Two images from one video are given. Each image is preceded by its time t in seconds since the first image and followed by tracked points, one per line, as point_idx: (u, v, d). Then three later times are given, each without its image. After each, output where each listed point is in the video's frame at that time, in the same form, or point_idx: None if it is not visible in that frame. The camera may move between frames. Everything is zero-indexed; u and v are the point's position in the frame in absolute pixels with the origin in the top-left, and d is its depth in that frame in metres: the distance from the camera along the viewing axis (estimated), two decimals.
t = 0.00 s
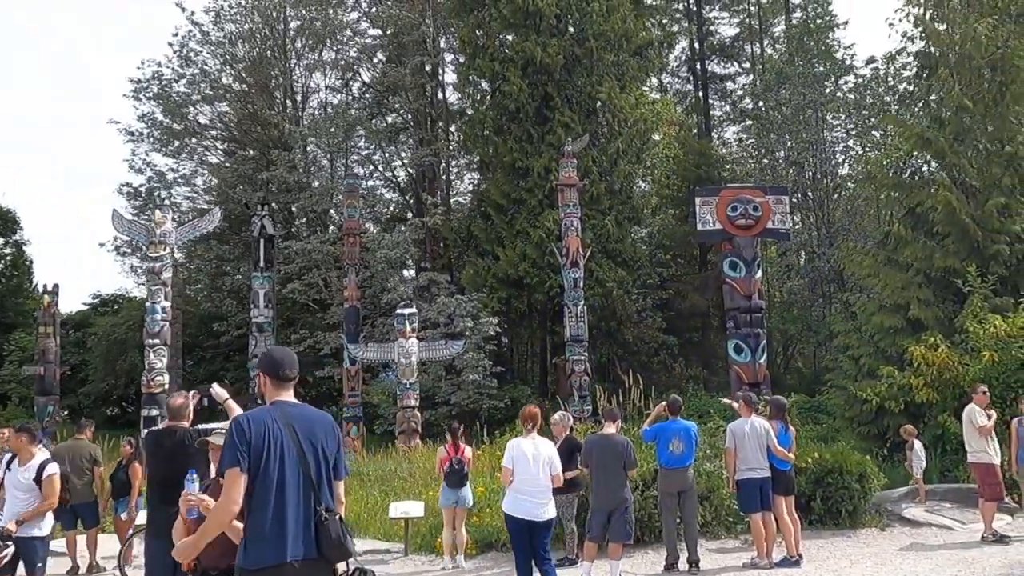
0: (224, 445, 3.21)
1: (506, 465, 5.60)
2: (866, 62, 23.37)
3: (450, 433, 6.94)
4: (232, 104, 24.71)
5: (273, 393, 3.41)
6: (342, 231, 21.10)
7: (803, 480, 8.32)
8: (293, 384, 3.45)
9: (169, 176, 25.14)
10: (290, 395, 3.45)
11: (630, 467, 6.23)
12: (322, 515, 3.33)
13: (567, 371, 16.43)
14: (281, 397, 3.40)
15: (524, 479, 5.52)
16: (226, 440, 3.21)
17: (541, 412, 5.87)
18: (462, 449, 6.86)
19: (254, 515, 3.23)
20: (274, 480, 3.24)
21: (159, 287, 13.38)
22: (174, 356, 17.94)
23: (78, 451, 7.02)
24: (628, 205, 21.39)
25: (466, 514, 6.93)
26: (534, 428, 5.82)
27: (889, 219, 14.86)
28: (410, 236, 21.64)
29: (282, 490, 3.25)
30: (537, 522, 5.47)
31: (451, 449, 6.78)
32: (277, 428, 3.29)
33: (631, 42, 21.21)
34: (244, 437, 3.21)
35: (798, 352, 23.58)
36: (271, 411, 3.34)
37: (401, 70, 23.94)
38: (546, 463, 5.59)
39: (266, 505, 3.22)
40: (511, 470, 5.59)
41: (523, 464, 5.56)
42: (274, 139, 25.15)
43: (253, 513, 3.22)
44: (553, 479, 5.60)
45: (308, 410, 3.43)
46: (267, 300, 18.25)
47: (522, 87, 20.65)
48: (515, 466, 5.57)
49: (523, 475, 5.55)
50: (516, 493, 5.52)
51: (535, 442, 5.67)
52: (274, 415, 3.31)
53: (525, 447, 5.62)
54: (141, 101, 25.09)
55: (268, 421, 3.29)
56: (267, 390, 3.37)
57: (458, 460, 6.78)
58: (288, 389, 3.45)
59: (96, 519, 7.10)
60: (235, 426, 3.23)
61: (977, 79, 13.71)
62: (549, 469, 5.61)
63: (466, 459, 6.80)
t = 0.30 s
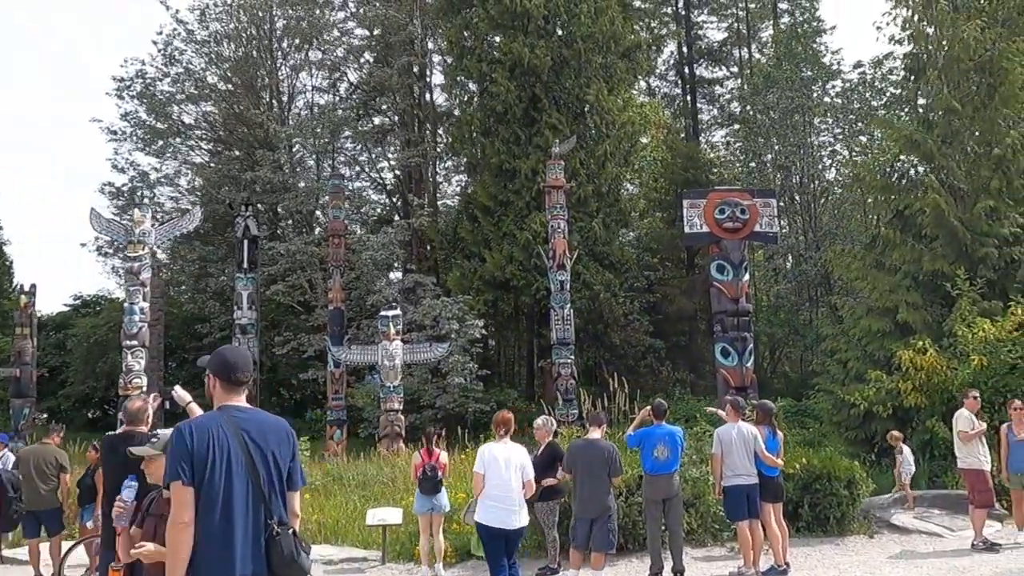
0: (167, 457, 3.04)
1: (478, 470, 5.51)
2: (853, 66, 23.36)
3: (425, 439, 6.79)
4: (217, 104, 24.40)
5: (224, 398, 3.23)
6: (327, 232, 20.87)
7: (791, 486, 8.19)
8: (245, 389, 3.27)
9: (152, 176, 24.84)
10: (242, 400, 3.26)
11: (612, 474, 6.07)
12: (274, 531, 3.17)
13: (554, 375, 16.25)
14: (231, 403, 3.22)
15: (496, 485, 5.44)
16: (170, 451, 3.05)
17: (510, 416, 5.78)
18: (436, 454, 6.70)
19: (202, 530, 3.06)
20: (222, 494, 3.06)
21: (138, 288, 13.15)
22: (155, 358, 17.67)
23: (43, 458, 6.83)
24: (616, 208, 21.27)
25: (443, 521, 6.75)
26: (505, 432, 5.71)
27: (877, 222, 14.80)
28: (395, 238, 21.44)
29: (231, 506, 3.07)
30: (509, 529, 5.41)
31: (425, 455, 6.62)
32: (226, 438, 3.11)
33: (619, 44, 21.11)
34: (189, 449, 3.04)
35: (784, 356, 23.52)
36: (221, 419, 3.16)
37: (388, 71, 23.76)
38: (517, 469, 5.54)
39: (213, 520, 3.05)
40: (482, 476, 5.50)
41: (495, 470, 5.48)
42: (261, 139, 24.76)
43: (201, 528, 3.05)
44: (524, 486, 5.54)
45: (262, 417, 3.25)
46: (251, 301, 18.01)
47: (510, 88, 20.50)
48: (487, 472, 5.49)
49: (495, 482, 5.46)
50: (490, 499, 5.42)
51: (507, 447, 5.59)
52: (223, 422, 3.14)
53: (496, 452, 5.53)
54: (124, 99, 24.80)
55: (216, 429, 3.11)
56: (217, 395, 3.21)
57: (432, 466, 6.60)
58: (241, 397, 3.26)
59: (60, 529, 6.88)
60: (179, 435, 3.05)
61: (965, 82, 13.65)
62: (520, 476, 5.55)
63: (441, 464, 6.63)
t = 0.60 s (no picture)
0: (78, 467, 2.79)
1: (446, 477, 5.31)
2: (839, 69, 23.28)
3: (398, 443, 6.64)
4: (201, 102, 24.03)
5: (143, 401, 3.00)
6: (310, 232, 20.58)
7: (775, 492, 8.01)
8: (170, 390, 3.05)
9: (132, 174, 24.47)
10: (166, 402, 3.04)
11: (588, 481, 5.87)
12: (201, 547, 2.96)
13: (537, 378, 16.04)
14: (154, 405, 2.99)
15: (465, 494, 5.26)
16: (81, 461, 2.79)
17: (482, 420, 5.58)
18: (409, 460, 6.54)
19: (118, 546, 2.83)
20: (142, 507, 2.84)
21: (112, 287, 12.86)
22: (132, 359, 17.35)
23: None
24: (602, 209, 21.13)
25: (415, 528, 6.60)
26: (475, 438, 5.50)
27: (864, 224, 14.67)
28: (379, 238, 21.20)
29: (154, 518, 2.85)
30: (476, 539, 5.24)
31: (397, 460, 6.46)
32: (144, 446, 2.88)
33: (605, 45, 20.95)
34: (103, 457, 2.80)
35: (770, 360, 23.41)
36: (140, 425, 2.92)
37: (373, 70, 23.51)
38: (486, 477, 5.35)
39: (131, 536, 2.83)
40: (450, 483, 5.30)
41: (465, 478, 5.29)
42: (244, 138, 24.44)
43: (117, 543, 2.83)
44: (492, 495, 5.36)
45: (189, 422, 3.04)
46: (232, 302, 17.73)
47: (496, 88, 20.30)
48: (455, 480, 5.30)
49: (463, 490, 5.28)
50: (457, 508, 5.25)
51: (478, 455, 5.40)
52: (142, 428, 2.91)
53: (465, 460, 5.33)
54: (105, 96, 24.45)
55: (133, 436, 2.88)
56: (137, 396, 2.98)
57: (403, 471, 6.45)
58: (163, 397, 3.03)
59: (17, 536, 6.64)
60: (92, 441, 2.81)
61: (953, 82, 13.50)
62: (489, 484, 5.36)
63: (412, 470, 6.47)
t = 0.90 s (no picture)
0: None
1: (430, 480, 5.08)
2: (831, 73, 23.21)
3: (380, 448, 6.45)
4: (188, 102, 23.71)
5: (73, 405, 2.80)
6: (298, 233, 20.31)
7: (771, 498, 7.81)
8: (102, 394, 2.84)
9: (118, 174, 24.13)
10: (99, 407, 2.85)
11: (577, 487, 5.64)
12: (134, 569, 2.73)
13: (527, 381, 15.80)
14: (83, 410, 2.79)
15: (448, 499, 5.05)
16: None
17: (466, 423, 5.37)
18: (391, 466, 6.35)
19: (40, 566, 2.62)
20: (63, 525, 2.62)
21: (92, 287, 12.57)
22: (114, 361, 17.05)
23: None
24: (592, 211, 20.97)
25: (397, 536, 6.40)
26: (459, 441, 5.28)
27: (857, 226, 14.51)
28: (367, 240, 20.94)
29: (76, 538, 2.64)
30: (457, 545, 5.04)
31: (378, 467, 6.27)
32: (65, 456, 2.66)
33: (596, 46, 20.77)
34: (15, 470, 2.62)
35: (761, 363, 23.27)
36: (64, 432, 2.70)
37: (362, 70, 23.27)
38: (470, 481, 5.14)
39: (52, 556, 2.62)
40: (433, 486, 5.08)
41: (449, 482, 5.07)
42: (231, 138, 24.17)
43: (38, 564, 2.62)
44: (476, 500, 5.16)
45: (123, 429, 2.80)
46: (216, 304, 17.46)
47: (485, 89, 20.08)
48: (438, 484, 5.08)
49: (445, 494, 5.07)
50: (439, 513, 5.04)
51: (463, 458, 5.18)
52: (64, 437, 2.69)
53: (450, 463, 5.11)
54: (91, 94, 24.11)
55: (53, 445, 2.67)
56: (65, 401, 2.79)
57: (385, 478, 6.26)
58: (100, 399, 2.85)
59: None
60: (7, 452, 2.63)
61: (947, 82, 13.37)
62: (473, 489, 5.16)
63: (395, 476, 6.30)
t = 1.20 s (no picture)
0: None
1: (414, 484, 4.89)
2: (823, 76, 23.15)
3: (364, 456, 6.27)
4: (177, 103, 23.43)
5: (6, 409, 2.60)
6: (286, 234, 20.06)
7: (767, 506, 7.64)
8: (38, 398, 2.64)
9: (105, 175, 23.84)
10: (37, 412, 2.64)
11: (567, 493, 5.44)
12: None
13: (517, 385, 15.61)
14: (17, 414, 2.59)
15: (433, 504, 4.85)
16: None
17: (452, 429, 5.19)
18: (375, 474, 6.17)
19: None
20: None
21: (75, 288, 12.30)
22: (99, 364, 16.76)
23: None
24: (585, 214, 20.86)
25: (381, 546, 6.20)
26: (445, 447, 5.10)
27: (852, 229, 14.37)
28: (356, 242, 20.72)
29: None
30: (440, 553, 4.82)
31: (363, 474, 6.10)
32: None
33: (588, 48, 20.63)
34: None
35: (752, 367, 23.16)
36: None
37: (353, 71, 23.06)
38: (455, 488, 4.95)
39: None
40: (417, 492, 4.88)
41: (434, 487, 4.88)
42: (220, 139, 23.93)
43: None
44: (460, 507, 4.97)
45: (59, 433, 2.59)
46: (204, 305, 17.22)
47: (477, 90, 19.89)
48: (422, 488, 4.88)
49: (429, 500, 4.86)
50: (422, 518, 4.83)
51: (450, 464, 5.00)
52: None
53: (435, 468, 4.93)
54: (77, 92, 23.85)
55: None
56: None
57: (370, 485, 6.08)
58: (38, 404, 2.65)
59: None
60: None
61: (943, 84, 13.25)
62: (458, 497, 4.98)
63: (379, 484, 6.11)
